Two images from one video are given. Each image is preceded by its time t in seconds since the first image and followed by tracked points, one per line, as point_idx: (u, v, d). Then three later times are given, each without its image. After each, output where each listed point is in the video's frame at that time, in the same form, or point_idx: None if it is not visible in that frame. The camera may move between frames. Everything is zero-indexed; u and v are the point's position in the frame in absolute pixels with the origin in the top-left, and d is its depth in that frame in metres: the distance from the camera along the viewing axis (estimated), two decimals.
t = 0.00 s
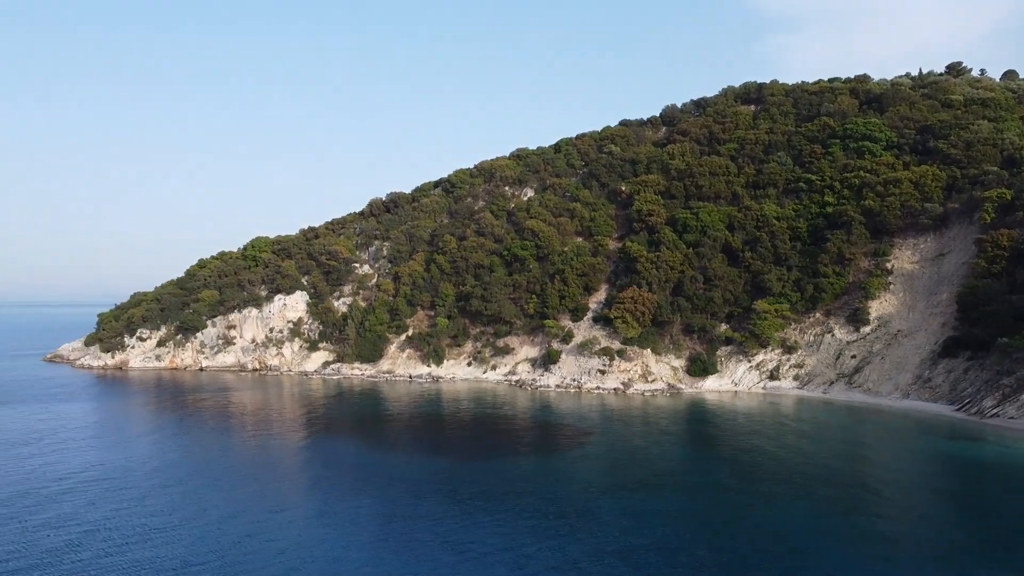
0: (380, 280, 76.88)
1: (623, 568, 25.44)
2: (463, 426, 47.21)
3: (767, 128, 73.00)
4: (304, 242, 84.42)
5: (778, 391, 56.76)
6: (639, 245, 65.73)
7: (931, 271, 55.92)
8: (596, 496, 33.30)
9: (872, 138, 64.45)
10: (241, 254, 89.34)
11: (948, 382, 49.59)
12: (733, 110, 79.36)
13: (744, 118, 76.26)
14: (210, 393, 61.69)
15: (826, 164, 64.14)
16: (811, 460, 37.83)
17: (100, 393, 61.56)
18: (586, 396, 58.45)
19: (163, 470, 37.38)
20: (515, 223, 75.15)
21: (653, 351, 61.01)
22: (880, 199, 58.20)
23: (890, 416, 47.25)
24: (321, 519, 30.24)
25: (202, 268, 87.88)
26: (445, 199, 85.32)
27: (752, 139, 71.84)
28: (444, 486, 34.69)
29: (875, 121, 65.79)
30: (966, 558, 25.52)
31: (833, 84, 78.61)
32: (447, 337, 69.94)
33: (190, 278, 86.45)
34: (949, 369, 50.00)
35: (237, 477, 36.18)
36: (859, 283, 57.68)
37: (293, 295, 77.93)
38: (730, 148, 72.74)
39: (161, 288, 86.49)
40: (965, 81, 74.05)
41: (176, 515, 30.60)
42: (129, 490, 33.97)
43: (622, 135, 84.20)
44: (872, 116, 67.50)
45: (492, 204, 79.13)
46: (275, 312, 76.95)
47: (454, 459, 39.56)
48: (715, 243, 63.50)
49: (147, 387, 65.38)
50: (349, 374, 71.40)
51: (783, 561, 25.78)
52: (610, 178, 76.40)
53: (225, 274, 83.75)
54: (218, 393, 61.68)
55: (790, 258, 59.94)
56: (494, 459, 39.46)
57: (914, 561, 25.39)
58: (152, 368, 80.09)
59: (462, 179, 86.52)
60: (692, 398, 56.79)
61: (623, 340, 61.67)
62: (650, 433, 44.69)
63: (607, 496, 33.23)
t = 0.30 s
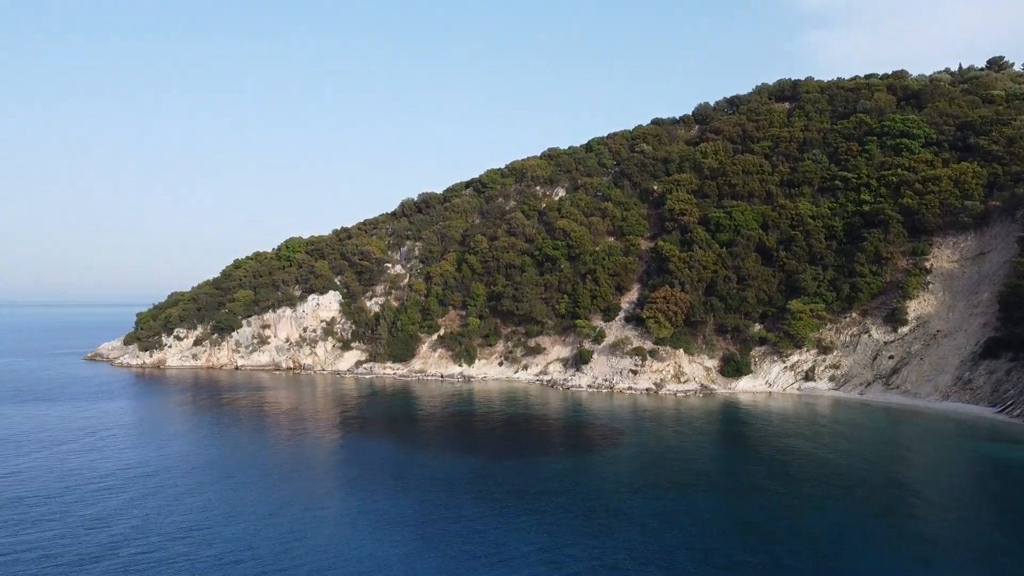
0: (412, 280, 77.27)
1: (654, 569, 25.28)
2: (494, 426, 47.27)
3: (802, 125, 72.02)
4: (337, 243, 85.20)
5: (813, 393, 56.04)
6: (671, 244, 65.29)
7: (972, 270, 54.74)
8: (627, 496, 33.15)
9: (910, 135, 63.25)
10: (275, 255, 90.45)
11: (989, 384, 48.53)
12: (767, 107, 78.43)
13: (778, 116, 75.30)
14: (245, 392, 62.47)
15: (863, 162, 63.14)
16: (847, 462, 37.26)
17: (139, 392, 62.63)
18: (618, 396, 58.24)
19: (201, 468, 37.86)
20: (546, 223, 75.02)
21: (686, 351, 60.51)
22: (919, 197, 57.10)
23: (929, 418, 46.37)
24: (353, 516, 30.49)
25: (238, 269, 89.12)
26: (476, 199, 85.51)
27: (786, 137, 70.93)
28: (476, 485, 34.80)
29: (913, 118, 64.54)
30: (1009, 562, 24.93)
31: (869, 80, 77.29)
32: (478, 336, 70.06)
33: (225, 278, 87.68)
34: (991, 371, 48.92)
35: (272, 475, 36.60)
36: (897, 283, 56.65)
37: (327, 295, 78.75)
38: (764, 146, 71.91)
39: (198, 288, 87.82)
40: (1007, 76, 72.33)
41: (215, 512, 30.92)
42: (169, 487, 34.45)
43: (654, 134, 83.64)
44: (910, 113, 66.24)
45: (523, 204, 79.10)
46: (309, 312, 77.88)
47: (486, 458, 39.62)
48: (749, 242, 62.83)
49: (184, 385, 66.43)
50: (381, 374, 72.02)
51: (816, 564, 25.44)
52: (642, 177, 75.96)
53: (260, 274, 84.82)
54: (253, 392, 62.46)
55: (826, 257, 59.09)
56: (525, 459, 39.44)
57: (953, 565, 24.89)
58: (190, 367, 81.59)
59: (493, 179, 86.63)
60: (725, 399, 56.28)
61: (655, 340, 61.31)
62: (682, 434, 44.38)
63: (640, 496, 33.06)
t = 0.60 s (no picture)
0: (439, 280, 77.48)
1: (680, 570, 25.15)
2: (521, 426, 47.28)
3: (833, 123, 71.09)
4: (365, 243, 85.75)
5: (845, 394, 55.35)
6: (700, 244, 64.84)
7: (1009, 269, 53.67)
8: (653, 497, 33.04)
9: (945, 132, 62.15)
10: (304, 255, 91.26)
11: None
12: (797, 105, 77.46)
13: (808, 114, 74.40)
14: (275, 391, 63.09)
15: (895, 160, 62.20)
16: (879, 463, 36.77)
17: (171, 390, 63.51)
18: (646, 397, 58.00)
19: (233, 466, 38.26)
20: (573, 223, 74.84)
21: (715, 351, 60.00)
22: (953, 195, 56.11)
23: (965, 420, 45.55)
24: (382, 515, 30.67)
25: (268, 269, 90.07)
26: (503, 199, 85.51)
27: (817, 135, 70.05)
28: (503, 485, 34.86)
29: (948, 115, 63.42)
30: None
31: (902, 77, 76.08)
32: (505, 336, 70.07)
33: (256, 278, 88.64)
34: None
35: (301, 473, 36.93)
36: (930, 282, 55.72)
37: (355, 294, 79.25)
38: (794, 144, 71.07)
39: (228, 288, 88.86)
40: None
41: (247, 511, 31.15)
42: (202, 485, 34.84)
43: (682, 133, 83.01)
44: (944, 109, 65.09)
45: (551, 203, 78.95)
46: (338, 311, 78.34)
47: (513, 458, 39.65)
48: (779, 241, 62.12)
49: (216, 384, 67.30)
50: (409, 373, 72.49)
51: (848, 567, 25.15)
52: (671, 176, 75.46)
53: (290, 274, 85.62)
54: (283, 391, 63.11)
55: (857, 256, 58.30)
56: (552, 459, 39.38)
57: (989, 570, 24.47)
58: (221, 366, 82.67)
59: (521, 179, 86.59)
60: (755, 399, 55.78)
61: (683, 341, 60.94)
62: (711, 435, 44.08)
63: (668, 497, 32.91)
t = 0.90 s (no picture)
0: (471, 280, 77.63)
1: (712, 572, 24.94)
2: (553, 426, 47.20)
3: (870, 120, 69.92)
4: (397, 243, 86.28)
5: (883, 395, 54.53)
6: (733, 243, 64.22)
7: None
8: (686, 497, 32.83)
9: (986, 127, 60.85)
10: (337, 255, 92.07)
11: None
12: (833, 102, 76.31)
13: (844, 111, 73.29)
14: (309, 390, 63.77)
15: (935, 157, 61.03)
16: (917, 466, 36.13)
17: (208, 389, 64.44)
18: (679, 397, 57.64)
19: (269, 464, 38.66)
20: (605, 222, 74.54)
21: (749, 351, 59.34)
22: (995, 192, 54.92)
23: (1007, 422, 44.59)
24: (413, 514, 30.80)
25: (302, 269, 90.99)
26: (535, 199, 85.45)
27: (853, 132, 68.96)
28: (534, 485, 34.83)
29: (989, 110, 62.06)
30: None
31: (941, 72, 74.61)
32: (537, 336, 70.02)
33: (290, 278, 89.64)
34: None
35: (334, 472, 37.24)
36: (971, 282, 54.59)
37: (388, 294, 79.74)
38: (829, 141, 70.00)
39: (263, 287, 89.93)
40: None
41: (284, 509, 31.39)
42: (239, 483, 35.19)
43: (715, 131, 82.20)
44: (985, 105, 63.70)
45: (582, 203, 78.71)
46: (371, 311, 79.03)
47: (545, 458, 39.63)
48: (815, 239, 61.10)
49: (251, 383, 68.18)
50: (441, 373, 72.84)
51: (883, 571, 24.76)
52: (703, 175, 74.76)
53: (323, 274, 86.43)
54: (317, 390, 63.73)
55: (895, 255, 57.35)
56: (584, 459, 39.32)
57: None
58: (256, 365, 83.75)
59: (552, 178, 86.45)
60: (790, 401, 55.11)
61: (717, 341, 60.41)
62: (745, 436, 43.64)
63: (701, 498, 32.64)
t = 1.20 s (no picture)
0: (498, 280, 77.63)
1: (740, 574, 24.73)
2: (580, 427, 47.06)
3: (903, 117, 68.82)
4: (425, 243, 86.64)
5: (917, 397, 53.73)
6: (763, 242, 63.58)
7: None
8: (715, 498, 32.59)
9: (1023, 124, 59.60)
10: (366, 255, 92.69)
11: None
12: (865, 99, 75.18)
13: (877, 108, 72.19)
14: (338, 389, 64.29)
15: (970, 154, 59.94)
16: (952, 468, 35.50)
17: (240, 388, 65.15)
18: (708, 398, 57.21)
19: (300, 463, 38.94)
20: (633, 222, 74.19)
21: (780, 351, 58.71)
22: None
23: None
24: (440, 513, 30.89)
25: (331, 269, 91.73)
26: (562, 199, 85.25)
27: (886, 129, 67.92)
28: (562, 485, 34.76)
29: None
30: None
31: (977, 68, 73.18)
32: (564, 336, 69.86)
33: (319, 278, 90.38)
34: None
35: (363, 470, 37.47)
36: (1008, 281, 53.51)
37: (416, 294, 80.01)
38: (861, 139, 68.99)
39: (292, 288, 90.73)
40: None
41: (314, 508, 31.59)
42: (270, 482, 35.47)
43: (745, 129, 81.42)
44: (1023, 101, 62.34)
45: (610, 203, 78.38)
46: (399, 310, 79.24)
47: (572, 458, 39.53)
48: (846, 239, 60.37)
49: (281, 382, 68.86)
50: (468, 373, 73.02)
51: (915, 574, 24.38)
52: (732, 173, 73.98)
53: (351, 275, 87.09)
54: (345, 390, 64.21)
55: (929, 255, 56.45)
56: (612, 459, 39.17)
57: None
58: (286, 364, 84.54)
59: (579, 178, 86.24)
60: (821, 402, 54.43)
61: (747, 341, 59.86)
62: (776, 437, 43.18)
63: (729, 500, 32.36)
